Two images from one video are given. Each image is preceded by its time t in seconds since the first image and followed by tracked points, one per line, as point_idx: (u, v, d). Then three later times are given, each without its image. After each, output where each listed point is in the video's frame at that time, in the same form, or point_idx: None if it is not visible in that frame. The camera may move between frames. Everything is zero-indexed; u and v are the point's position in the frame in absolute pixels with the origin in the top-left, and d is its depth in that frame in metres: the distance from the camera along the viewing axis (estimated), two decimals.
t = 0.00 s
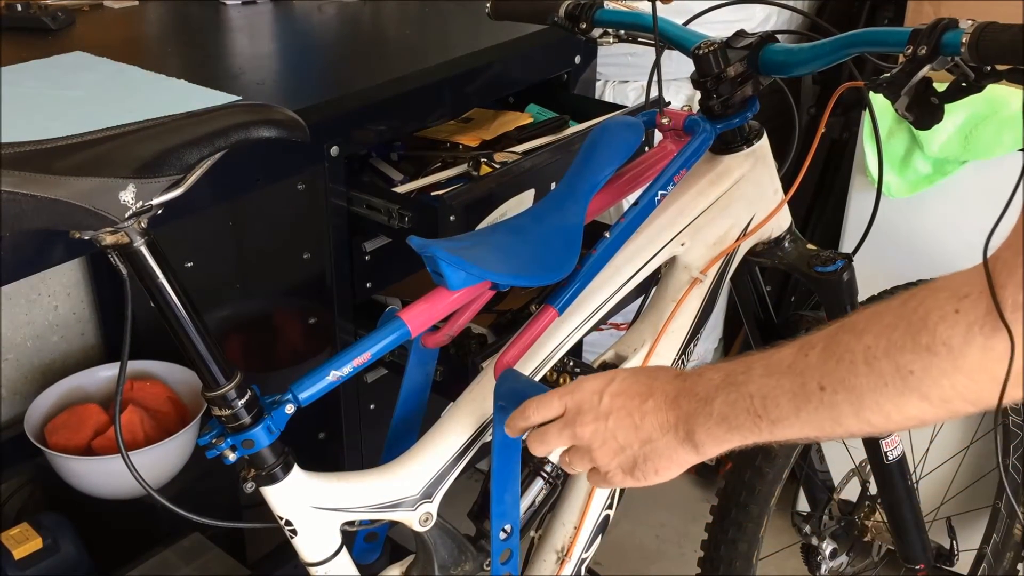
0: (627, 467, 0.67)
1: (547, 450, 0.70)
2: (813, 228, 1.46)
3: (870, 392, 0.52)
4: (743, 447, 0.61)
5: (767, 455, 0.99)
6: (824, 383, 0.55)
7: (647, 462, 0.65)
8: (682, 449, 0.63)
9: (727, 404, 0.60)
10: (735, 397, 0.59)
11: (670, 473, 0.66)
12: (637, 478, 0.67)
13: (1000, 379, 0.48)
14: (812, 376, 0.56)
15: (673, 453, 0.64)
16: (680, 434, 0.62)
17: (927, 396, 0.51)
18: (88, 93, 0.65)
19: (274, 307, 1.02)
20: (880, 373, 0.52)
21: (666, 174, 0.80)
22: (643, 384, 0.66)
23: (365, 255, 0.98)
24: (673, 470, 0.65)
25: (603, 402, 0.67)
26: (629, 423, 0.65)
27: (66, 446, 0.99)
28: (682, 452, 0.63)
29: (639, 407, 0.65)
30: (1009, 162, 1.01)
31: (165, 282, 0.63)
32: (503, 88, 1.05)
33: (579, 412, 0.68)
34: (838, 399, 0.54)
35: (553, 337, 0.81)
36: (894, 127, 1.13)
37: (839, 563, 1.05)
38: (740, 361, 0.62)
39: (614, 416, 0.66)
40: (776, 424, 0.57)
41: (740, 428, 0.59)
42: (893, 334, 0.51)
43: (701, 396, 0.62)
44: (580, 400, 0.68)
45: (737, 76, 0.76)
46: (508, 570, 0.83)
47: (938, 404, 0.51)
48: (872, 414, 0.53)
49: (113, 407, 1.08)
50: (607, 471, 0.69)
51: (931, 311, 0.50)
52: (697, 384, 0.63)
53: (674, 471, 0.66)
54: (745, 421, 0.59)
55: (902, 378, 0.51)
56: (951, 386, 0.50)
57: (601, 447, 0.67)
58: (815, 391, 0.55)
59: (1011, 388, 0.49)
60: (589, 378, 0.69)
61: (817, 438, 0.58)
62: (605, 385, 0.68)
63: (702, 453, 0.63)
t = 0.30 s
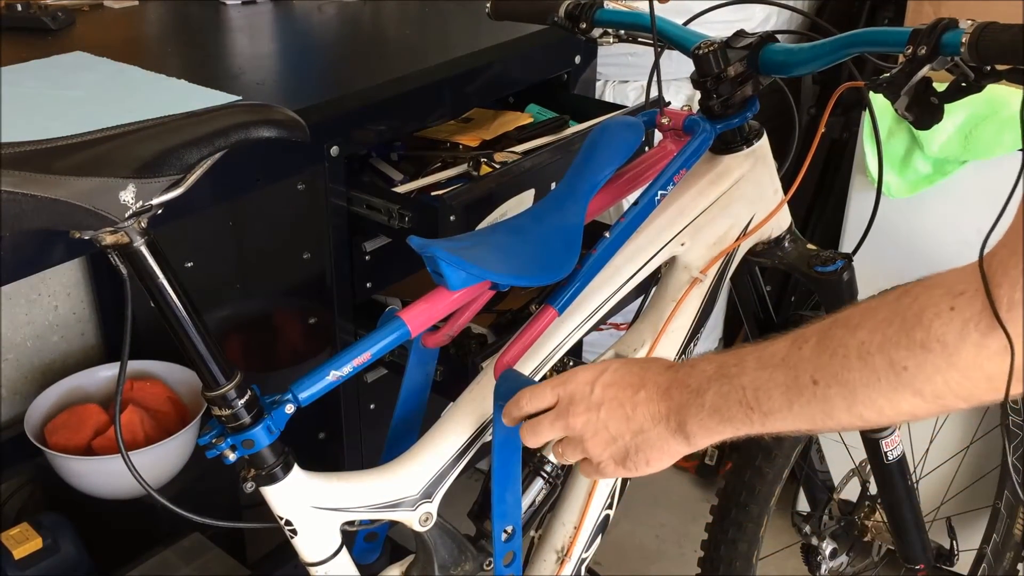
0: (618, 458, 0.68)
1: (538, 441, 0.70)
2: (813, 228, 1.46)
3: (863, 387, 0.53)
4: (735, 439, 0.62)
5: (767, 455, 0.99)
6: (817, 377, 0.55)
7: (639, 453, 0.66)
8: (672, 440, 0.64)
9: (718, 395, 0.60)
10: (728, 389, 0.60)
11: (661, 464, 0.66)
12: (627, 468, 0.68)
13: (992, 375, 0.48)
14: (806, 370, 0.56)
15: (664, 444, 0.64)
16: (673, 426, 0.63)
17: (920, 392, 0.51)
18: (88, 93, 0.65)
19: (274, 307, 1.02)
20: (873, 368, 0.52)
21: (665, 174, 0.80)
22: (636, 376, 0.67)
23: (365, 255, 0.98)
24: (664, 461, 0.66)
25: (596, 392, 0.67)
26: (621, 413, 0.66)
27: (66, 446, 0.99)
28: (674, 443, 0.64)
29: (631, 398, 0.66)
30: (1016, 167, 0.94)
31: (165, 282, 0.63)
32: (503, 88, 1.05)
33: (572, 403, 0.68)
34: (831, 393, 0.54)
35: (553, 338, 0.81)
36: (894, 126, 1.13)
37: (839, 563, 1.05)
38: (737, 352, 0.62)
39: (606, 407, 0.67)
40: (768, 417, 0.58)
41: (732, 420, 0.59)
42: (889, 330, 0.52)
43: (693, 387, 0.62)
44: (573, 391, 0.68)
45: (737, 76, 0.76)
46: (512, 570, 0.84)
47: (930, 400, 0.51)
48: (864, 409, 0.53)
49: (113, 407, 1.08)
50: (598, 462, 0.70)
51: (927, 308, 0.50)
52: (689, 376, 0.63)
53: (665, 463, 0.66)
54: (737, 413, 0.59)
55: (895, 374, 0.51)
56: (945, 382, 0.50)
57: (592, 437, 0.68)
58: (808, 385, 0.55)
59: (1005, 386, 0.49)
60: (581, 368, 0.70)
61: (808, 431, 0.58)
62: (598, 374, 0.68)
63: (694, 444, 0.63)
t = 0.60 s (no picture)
0: (619, 458, 0.68)
1: (539, 440, 0.70)
2: (813, 229, 1.46)
3: (867, 388, 0.53)
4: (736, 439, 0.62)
5: (767, 455, 0.99)
6: (820, 377, 0.55)
7: (640, 453, 0.66)
8: (673, 439, 0.64)
9: (721, 395, 0.60)
10: (730, 389, 0.60)
11: (661, 464, 0.66)
12: (629, 468, 0.68)
13: (997, 377, 0.49)
14: (809, 370, 0.56)
15: (665, 444, 0.64)
16: (676, 426, 0.63)
17: (925, 393, 0.51)
18: (88, 93, 0.65)
19: (274, 307, 1.02)
20: (878, 369, 0.52)
21: (665, 174, 0.80)
22: (637, 377, 0.67)
23: (365, 255, 0.98)
24: (664, 461, 0.66)
25: (597, 392, 0.67)
26: (622, 413, 0.66)
27: (66, 446, 0.99)
28: (675, 443, 0.64)
29: (632, 398, 0.66)
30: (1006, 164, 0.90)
31: (165, 282, 0.63)
32: (504, 88, 1.05)
33: (573, 402, 0.68)
34: (835, 394, 0.54)
35: (553, 338, 0.80)
36: (894, 126, 1.13)
37: (839, 563, 1.05)
38: (739, 353, 0.62)
39: (607, 407, 0.67)
40: (772, 418, 0.58)
41: (734, 420, 0.60)
42: (894, 331, 0.52)
43: (694, 387, 0.62)
44: (573, 390, 0.68)
45: (737, 76, 0.76)
46: (508, 570, 0.84)
47: (935, 402, 0.51)
48: (868, 410, 0.53)
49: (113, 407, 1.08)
50: (599, 461, 0.70)
51: (933, 309, 0.50)
52: (691, 376, 0.63)
53: (665, 462, 0.66)
54: (739, 413, 0.59)
55: (899, 375, 0.51)
56: (952, 384, 0.50)
57: (593, 437, 0.68)
58: (811, 385, 0.55)
59: (1007, 386, 0.49)
60: (582, 368, 0.69)
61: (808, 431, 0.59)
62: (598, 374, 0.68)
63: (695, 444, 0.63)
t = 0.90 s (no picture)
0: (617, 454, 0.68)
1: (537, 437, 0.70)
2: (813, 229, 1.46)
3: (865, 388, 0.53)
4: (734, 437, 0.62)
5: (767, 455, 0.99)
6: (819, 376, 0.55)
7: (638, 450, 0.66)
8: (672, 437, 0.64)
9: (721, 394, 0.60)
10: (730, 387, 0.60)
11: (659, 461, 0.67)
12: (626, 464, 0.68)
13: (995, 379, 0.49)
14: (808, 370, 0.56)
15: (664, 442, 0.64)
16: (673, 424, 0.63)
17: (922, 394, 0.51)
18: (88, 93, 0.65)
19: (274, 307, 1.02)
20: (876, 370, 0.52)
21: (665, 175, 0.80)
22: (637, 375, 0.67)
23: (365, 255, 0.99)
24: (662, 458, 0.66)
25: (596, 390, 0.67)
26: (622, 410, 0.66)
27: (66, 446, 0.99)
28: (673, 441, 0.64)
29: (631, 395, 0.66)
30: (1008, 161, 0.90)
31: (166, 282, 0.63)
32: (504, 88, 1.05)
33: (572, 399, 0.68)
34: (834, 393, 0.54)
35: (553, 338, 0.80)
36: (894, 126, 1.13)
37: (839, 563, 1.05)
38: (738, 353, 0.62)
39: (606, 404, 0.67)
40: (769, 417, 0.58)
41: (731, 419, 0.60)
42: (893, 332, 0.52)
43: (694, 385, 0.62)
44: (573, 387, 0.68)
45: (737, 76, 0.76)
46: (511, 571, 0.84)
47: (934, 402, 0.51)
48: (865, 410, 0.53)
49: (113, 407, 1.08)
50: (597, 458, 0.70)
51: (931, 310, 0.50)
52: (690, 374, 0.63)
53: (663, 460, 0.67)
54: (737, 411, 0.59)
55: (898, 376, 0.51)
56: (950, 385, 0.50)
57: (593, 434, 0.68)
58: (810, 384, 0.55)
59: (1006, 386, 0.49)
60: (581, 365, 0.69)
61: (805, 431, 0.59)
62: (597, 372, 0.68)
63: (694, 442, 0.63)
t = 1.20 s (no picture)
0: (611, 446, 0.68)
1: (534, 428, 0.70)
2: (813, 229, 1.46)
3: (857, 378, 0.53)
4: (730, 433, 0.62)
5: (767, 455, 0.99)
6: (813, 366, 0.55)
7: (632, 441, 0.66)
8: (667, 431, 0.64)
9: (718, 384, 0.60)
10: (726, 377, 0.60)
11: (653, 455, 0.66)
12: (620, 457, 0.68)
13: (995, 377, 0.49)
14: (802, 359, 0.56)
15: (659, 434, 0.64)
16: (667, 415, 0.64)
17: (913, 385, 0.51)
18: (88, 93, 0.65)
19: (274, 307, 1.02)
20: (869, 359, 0.52)
21: (665, 175, 0.80)
22: (638, 370, 0.68)
23: (365, 255, 0.99)
24: (655, 453, 0.66)
25: (598, 379, 0.68)
26: (620, 398, 0.67)
27: (66, 446, 0.99)
28: (667, 431, 0.64)
29: (632, 386, 0.67)
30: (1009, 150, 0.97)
31: (166, 282, 0.63)
32: (504, 88, 1.05)
33: (574, 388, 0.69)
34: (826, 382, 0.54)
35: (552, 338, 0.80)
36: (894, 126, 1.14)
37: (839, 563, 1.05)
38: (736, 348, 0.62)
39: (606, 393, 0.67)
40: (762, 407, 0.58)
41: (725, 405, 0.60)
42: (884, 322, 0.52)
43: (694, 375, 0.63)
44: (577, 377, 0.69)
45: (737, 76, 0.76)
46: (509, 571, 0.84)
47: (926, 395, 0.51)
48: (857, 401, 0.53)
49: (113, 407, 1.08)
50: (593, 452, 0.70)
51: (922, 301, 0.50)
52: (691, 366, 0.64)
53: (656, 455, 0.66)
54: (732, 400, 0.59)
55: (889, 367, 0.51)
56: (940, 376, 0.50)
57: (590, 423, 0.68)
58: (803, 374, 0.56)
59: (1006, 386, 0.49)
60: (586, 361, 0.71)
61: (798, 426, 0.59)
62: (601, 365, 0.69)
63: (687, 435, 0.63)
